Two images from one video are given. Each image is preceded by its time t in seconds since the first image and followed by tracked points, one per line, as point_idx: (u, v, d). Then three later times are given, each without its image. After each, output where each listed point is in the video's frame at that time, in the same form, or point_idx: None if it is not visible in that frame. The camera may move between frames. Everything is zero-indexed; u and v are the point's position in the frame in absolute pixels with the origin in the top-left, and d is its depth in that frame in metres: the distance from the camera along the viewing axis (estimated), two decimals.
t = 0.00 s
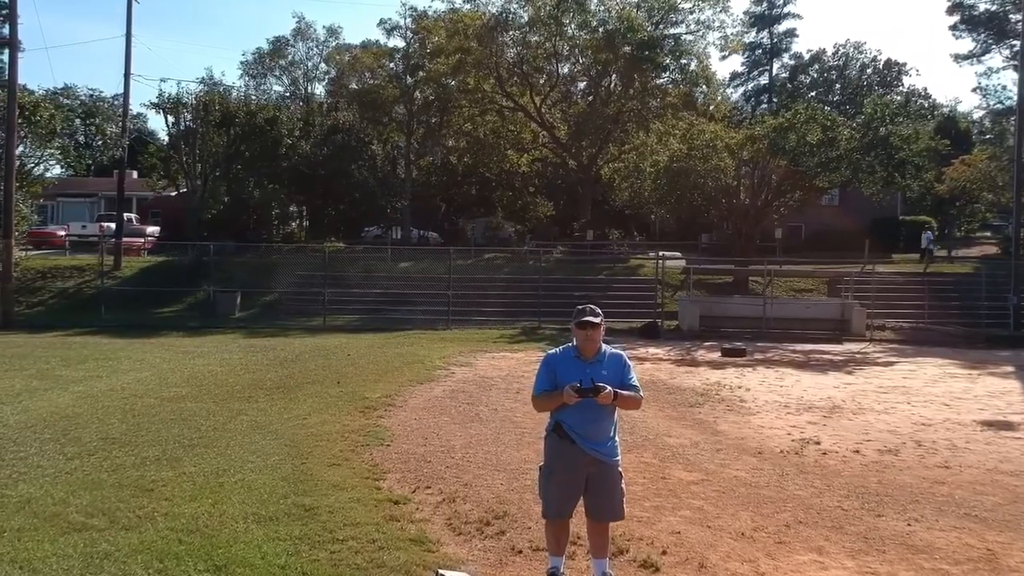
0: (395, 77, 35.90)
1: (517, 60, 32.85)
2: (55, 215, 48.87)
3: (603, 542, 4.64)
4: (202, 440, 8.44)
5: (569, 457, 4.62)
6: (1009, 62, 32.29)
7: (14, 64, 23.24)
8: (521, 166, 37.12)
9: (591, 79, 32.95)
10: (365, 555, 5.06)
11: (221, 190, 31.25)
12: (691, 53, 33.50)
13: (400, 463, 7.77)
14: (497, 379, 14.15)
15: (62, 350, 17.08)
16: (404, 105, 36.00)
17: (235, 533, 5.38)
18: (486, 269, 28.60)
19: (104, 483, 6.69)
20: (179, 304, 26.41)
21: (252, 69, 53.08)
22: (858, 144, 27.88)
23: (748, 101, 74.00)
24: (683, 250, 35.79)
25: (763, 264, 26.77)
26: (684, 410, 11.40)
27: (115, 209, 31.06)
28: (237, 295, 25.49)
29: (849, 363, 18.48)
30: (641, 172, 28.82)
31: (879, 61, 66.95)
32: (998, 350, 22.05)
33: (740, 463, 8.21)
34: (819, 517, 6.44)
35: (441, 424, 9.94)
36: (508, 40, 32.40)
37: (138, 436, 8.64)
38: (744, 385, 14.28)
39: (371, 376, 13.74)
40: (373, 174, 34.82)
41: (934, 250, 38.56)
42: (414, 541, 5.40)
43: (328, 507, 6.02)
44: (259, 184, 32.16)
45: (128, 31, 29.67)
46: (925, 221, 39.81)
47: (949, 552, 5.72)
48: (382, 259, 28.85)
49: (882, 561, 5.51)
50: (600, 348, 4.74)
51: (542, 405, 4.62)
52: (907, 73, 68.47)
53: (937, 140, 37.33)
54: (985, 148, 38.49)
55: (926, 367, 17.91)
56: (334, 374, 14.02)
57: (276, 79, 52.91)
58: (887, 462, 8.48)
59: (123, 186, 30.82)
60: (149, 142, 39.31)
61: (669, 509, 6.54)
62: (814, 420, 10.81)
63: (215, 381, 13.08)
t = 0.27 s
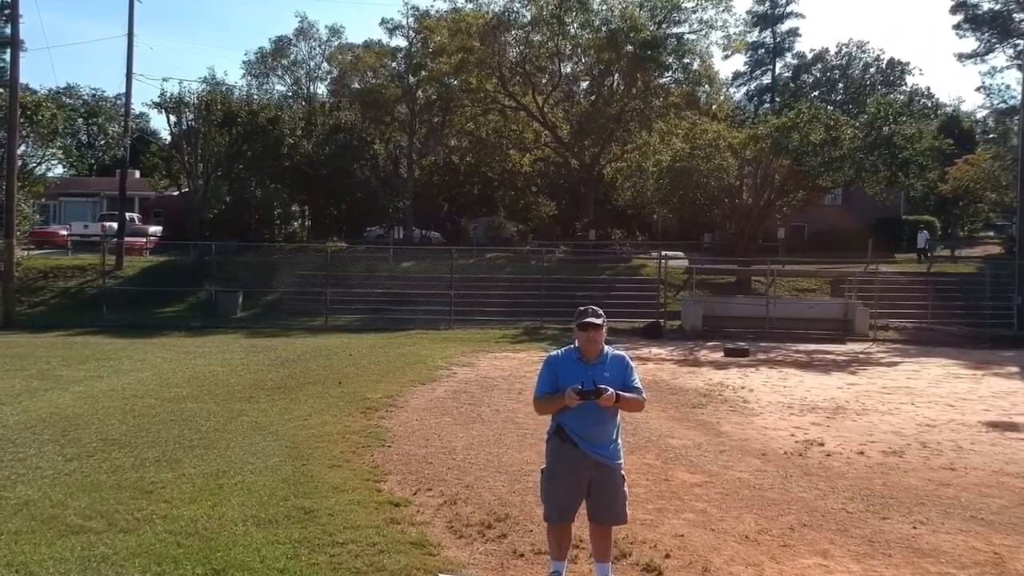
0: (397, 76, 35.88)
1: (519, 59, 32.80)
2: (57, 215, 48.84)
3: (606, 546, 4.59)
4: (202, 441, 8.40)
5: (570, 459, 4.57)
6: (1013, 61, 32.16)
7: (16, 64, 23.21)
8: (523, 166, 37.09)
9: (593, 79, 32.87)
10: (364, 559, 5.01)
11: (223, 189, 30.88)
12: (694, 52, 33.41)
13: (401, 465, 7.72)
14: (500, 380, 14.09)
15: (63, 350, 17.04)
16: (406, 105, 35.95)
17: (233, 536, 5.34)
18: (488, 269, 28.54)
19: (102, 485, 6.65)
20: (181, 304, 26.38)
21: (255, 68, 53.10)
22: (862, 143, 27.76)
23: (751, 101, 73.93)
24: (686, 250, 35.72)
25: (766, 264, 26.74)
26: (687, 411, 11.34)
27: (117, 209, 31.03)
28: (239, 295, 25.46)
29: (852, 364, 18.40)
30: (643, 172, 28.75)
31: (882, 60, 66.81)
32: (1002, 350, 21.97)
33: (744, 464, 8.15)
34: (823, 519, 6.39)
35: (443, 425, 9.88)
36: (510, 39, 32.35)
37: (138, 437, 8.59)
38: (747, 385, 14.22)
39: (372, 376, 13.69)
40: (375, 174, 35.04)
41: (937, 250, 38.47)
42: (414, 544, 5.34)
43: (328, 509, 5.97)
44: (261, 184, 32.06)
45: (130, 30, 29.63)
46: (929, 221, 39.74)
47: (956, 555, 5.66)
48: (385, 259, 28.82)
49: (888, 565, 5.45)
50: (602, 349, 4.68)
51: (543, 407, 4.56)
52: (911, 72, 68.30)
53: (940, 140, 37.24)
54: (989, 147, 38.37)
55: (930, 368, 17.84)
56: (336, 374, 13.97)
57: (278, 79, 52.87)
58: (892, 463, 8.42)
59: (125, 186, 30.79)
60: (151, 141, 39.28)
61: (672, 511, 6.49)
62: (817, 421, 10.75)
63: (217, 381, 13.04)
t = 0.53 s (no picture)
0: (400, 75, 35.83)
1: (521, 59, 32.70)
2: (60, 214, 48.86)
3: (607, 550, 4.52)
4: (200, 442, 8.33)
5: (571, 462, 4.48)
6: (1016, 60, 32.02)
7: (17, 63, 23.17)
8: (526, 165, 37.03)
9: (595, 78, 32.74)
10: (363, 564, 4.94)
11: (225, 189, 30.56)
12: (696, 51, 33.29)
13: (401, 467, 7.65)
14: (501, 380, 14.00)
15: (63, 350, 16.98)
16: (408, 104, 35.89)
17: (230, 540, 5.26)
18: (491, 268, 28.46)
19: (98, 487, 6.58)
20: (183, 304, 26.34)
21: (257, 68, 53.10)
22: (865, 143, 27.60)
23: (753, 100, 73.83)
24: (689, 250, 35.63)
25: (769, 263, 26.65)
26: (690, 412, 11.24)
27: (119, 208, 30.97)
28: (241, 295, 25.40)
29: (856, 364, 18.30)
30: (646, 172, 28.67)
31: (885, 59, 66.68)
32: (1006, 350, 21.86)
33: (748, 467, 8.07)
34: (829, 523, 6.30)
35: (443, 425, 9.81)
36: (512, 39, 32.30)
37: (136, 438, 8.53)
38: (750, 386, 14.12)
39: (373, 376, 13.61)
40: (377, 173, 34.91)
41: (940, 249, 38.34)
42: (413, 548, 5.26)
43: (326, 511, 5.89)
44: (262, 183, 31.68)
45: (131, 29, 29.60)
46: (933, 221, 39.59)
47: (963, 560, 5.57)
48: (387, 258, 28.75)
49: (894, 569, 5.36)
50: (604, 350, 4.60)
51: (543, 409, 4.48)
52: (913, 72, 68.12)
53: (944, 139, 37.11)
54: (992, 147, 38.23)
55: (934, 368, 17.75)
56: (336, 374, 13.91)
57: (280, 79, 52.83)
58: (897, 466, 8.33)
59: (126, 185, 30.74)
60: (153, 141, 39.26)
61: (675, 514, 6.40)
62: (821, 422, 10.65)
63: (217, 381, 12.97)
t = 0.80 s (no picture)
0: (401, 75, 35.75)
1: (524, 58, 32.58)
2: (62, 215, 48.79)
3: (609, 558, 4.41)
4: (197, 445, 8.21)
5: (571, 468, 4.36)
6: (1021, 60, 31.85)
7: (16, 62, 23.08)
8: (528, 164, 36.94)
9: (598, 78, 32.58)
10: (358, 571, 4.82)
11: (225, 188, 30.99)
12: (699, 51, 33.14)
13: (400, 469, 7.53)
14: (503, 381, 13.89)
15: (62, 350, 16.88)
16: (410, 103, 35.85)
17: (223, 546, 5.14)
18: (493, 268, 28.35)
19: (91, 491, 6.45)
20: (183, 305, 26.24)
21: (259, 68, 52.97)
22: (870, 143, 27.38)
23: (756, 100, 73.71)
24: (692, 250, 35.52)
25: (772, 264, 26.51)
26: (694, 414, 11.11)
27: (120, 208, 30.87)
28: (241, 295, 25.31)
29: (860, 364, 18.17)
30: (648, 172, 28.54)
31: (888, 59, 66.52)
32: (1011, 350, 21.70)
33: (752, 470, 7.94)
34: (836, 528, 6.17)
35: (444, 427, 9.68)
36: (515, 38, 32.22)
37: (131, 440, 8.41)
38: (754, 387, 13.99)
39: (373, 378, 13.49)
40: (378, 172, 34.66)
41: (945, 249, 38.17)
42: (410, 555, 5.14)
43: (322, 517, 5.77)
44: (263, 183, 31.33)
45: (132, 28, 29.52)
46: (937, 222, 39.41)
47: (974, 567, 5.43)
48: (388, 258, 28.64)
49: None
50: (605, 352, 4.47)
51: (543, 413, 4.36)
52: (917, 71, 67.91)
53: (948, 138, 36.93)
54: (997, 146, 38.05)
55: (939, 369, 17.60)
56: (336, 376, 13.79)
57: (283, 79, 52.80)
58: (904, 469, 8.19)
59: (127, 185, 30.65)
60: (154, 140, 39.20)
61: (678, 519, 6.27)
62: (826, 424, 10.52)
63: (216, 382, 12.86)
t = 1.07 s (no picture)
0: (403, 74, 35.69)
1: (526, 58, 32.39)
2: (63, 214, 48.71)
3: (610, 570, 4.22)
4: (190, 449, 8.04)
5: (571, 476, 4.19)
6: None
7: (15, 60, 22.94)
8: (530, 164, 36.82)
9: (600, 77, 32.40)
10: None
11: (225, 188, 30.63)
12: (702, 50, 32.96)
13: (398, 474, 7.35)
14: (503, 382, 13.72)
15: (60, 351, 16.73)
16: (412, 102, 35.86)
17: (211, 555, 4.97)
18: (494, 268, 28.18)
19: (79, 497, 6.29)
20: (183, 305, 26.09)
21: (261, 67, 52.93)
22: (875, 142, 27.09)
23: (759, 100, 73.57)
24: (694, 250, 35.33)
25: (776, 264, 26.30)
26: (698, 416, 10.92)
27: (119, 208, 30.73)
28: (241, 296, 25.17)
29: (865, 366, 17.97)
30: (651, 171, 28.37)
31: (892, 58, 66.29)
32: (1017, 351, 21.50)
33: (758, 474, 7.75)
34: (845, 536, 5.99)
35: (444, 430, 9.51)
36: (517, 37, 32.08)
37: (124, 444, 8.25)
38: (759, 388, 13.80)
39: (372, 379, 13.31)
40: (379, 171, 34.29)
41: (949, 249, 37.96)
42: (405, 565, 4.97)
43: (315, 524, 5.60)
44: (263, 182, 31.28)
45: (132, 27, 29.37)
46: (941, 221, 39.21)
47: None
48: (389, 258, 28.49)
49: None
50: (608, 355, 4.30)
51: (543, 419, 4.19)
52: (920, 71, 67.66)
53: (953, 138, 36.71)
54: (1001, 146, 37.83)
55: (945, 370, 17.40)
56: (335, 377, 13.61)
57: (284, 79, 52.78)
58: (913, 473, 8.01)
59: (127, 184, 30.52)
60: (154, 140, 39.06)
61: (682, 525, 6.10)
62: (833, 427, 10.34)
63: (212, 384, 12.70)
